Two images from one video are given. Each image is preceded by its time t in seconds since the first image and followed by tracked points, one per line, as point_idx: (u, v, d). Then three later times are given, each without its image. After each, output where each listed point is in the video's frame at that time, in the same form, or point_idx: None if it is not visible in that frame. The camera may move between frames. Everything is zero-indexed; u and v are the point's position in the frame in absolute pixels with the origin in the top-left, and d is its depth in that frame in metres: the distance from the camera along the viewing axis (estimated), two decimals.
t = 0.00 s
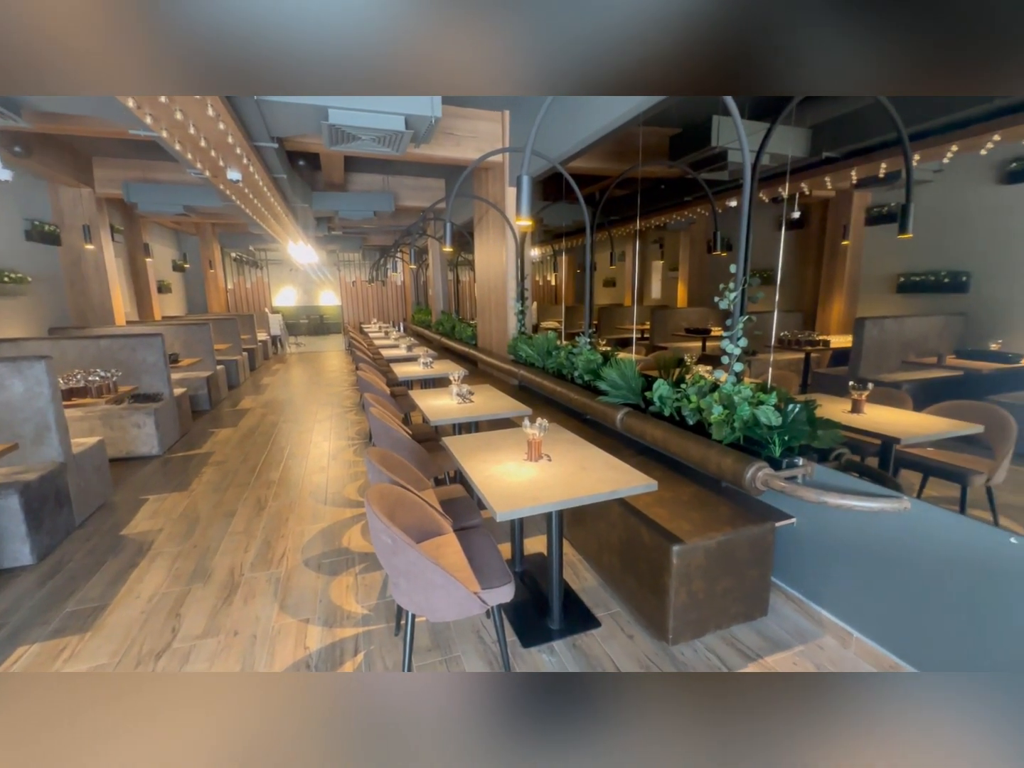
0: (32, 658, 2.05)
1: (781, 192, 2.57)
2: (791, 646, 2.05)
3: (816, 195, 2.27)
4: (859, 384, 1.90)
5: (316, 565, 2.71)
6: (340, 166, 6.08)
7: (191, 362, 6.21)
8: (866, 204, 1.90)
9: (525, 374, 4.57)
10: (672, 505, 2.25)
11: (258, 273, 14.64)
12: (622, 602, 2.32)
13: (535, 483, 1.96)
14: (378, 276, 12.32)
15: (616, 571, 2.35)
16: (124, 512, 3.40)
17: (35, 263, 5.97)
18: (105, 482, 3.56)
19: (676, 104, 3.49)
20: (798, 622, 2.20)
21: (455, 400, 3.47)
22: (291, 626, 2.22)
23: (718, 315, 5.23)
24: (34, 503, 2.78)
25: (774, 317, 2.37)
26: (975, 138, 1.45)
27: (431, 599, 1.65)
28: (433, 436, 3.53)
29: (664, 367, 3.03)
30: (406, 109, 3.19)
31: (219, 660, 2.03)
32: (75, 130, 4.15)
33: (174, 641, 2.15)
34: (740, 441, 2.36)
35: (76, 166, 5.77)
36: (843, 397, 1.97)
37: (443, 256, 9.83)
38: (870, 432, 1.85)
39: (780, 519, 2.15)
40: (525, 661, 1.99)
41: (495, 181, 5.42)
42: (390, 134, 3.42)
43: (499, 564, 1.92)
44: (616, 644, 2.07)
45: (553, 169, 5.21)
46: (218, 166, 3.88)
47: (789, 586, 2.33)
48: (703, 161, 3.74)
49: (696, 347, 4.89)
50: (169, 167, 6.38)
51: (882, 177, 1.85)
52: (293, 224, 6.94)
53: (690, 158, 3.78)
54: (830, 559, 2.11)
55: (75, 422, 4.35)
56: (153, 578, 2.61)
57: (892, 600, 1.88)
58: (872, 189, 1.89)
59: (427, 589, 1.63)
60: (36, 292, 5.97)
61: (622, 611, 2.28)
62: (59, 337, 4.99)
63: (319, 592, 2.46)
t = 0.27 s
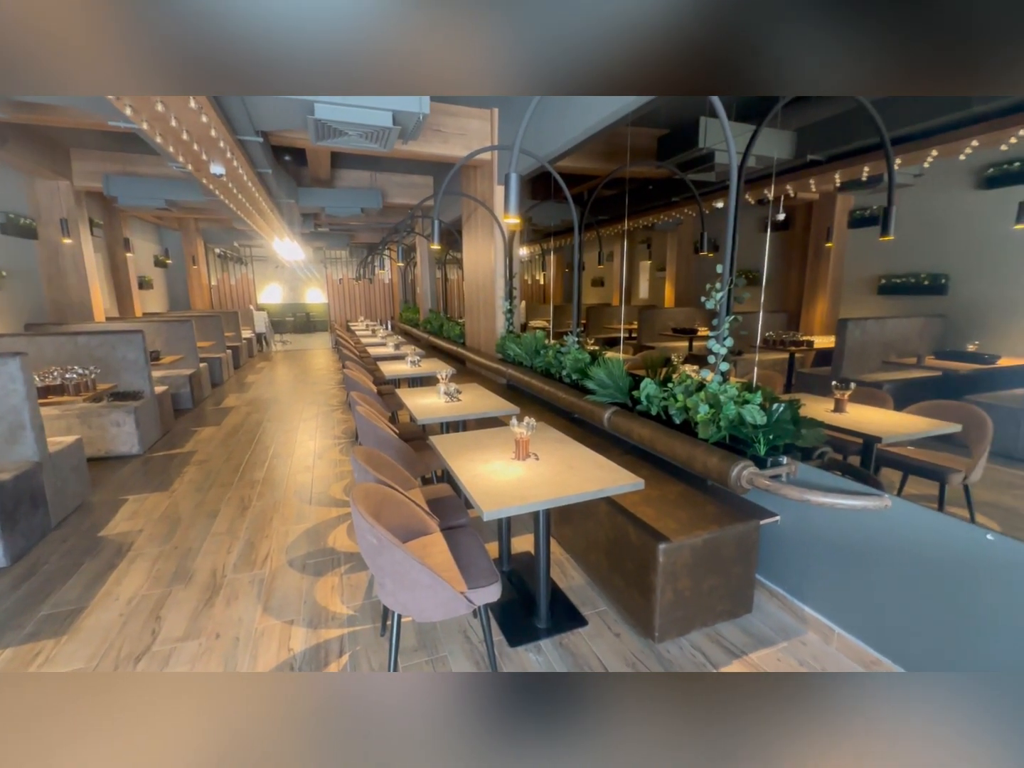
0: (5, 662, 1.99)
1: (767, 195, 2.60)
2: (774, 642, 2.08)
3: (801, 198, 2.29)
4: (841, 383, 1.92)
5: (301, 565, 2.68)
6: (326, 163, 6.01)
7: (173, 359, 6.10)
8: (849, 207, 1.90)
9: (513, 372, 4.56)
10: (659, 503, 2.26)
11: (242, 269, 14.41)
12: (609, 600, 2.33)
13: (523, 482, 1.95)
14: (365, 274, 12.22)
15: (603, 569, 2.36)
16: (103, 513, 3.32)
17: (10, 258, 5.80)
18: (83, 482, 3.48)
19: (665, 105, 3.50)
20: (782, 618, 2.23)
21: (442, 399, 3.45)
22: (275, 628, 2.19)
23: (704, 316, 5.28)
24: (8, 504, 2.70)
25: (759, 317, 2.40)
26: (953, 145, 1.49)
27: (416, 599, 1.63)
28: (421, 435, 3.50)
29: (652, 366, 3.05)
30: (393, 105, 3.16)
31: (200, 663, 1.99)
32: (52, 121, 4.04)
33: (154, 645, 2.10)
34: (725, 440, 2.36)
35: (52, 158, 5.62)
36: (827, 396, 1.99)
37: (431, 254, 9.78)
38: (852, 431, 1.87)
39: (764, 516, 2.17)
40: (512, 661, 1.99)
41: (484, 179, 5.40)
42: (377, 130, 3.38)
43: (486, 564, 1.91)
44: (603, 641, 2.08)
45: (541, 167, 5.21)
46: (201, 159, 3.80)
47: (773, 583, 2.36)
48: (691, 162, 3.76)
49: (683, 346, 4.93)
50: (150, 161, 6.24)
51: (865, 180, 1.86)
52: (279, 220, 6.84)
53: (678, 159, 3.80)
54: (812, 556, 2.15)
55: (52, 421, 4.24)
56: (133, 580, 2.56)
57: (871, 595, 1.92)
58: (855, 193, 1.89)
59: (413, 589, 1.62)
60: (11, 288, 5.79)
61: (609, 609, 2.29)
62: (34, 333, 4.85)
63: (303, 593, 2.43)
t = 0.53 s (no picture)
0: None
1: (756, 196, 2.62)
2: (762, 639, 2.10)
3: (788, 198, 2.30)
4: (828, 382, 1.93)
5: (288, 565, 2.65)
6: (315, 158, 5.94)
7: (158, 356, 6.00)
8: (836, 208, 1.90)
9: (503, 371, 4.55)
10: (648, 501, 2.27)
11: (229, 266, 14.21)
12: (598, 598, 2.34)
13: (512, 480, 1.94)
14: (354, 271, 12.12)
15: (593, 567, 2.36)
16: (84, 512, 3.26)
17: None
18: (63, 481, 3.40)
19: (657, 105, 3.51)
20: (769, 615, 2.25)
21: (432, 397, 3.43)
22: (261, 628, 2.16)
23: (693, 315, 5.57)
24: None
25: (749, 318, 2.40)
26: (942, 145, 1.51)
27: (405, 598, 1.62)
28: (410, 433, 3.48)
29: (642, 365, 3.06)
30: (384, 100, 3.13)
31: (184, 664, 1.96)
32: (33, 111, 3.94)
33: (136, 646, 2.06)
34: (714, 439, 2.37)
35: (32, 150, 5.48)
36: (815, 396, 2.00)
37: (422, 252, 9.72)
38: (838, 430, 1.88)
39: (752, 515, 2.18)
40: (501, 660, 1.98)
41: (475, 176, 5.38)
42: (367, 125, 3.35)
43: (475, 563, 1.90)
44: (592, 640, 2.08)
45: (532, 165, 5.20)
46: (186, 153, 3.73)
47: (760, 581, 2.38)
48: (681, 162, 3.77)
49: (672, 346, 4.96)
50: (134, 154, 6.12)
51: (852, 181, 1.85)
52: (267, 216, 6.75)
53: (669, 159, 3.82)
54: (798, 553, 2.17)
55: (31, 419, 4.14)
56: (115, 581, 2.51)
57: (857, 592, 1.95)
58: (842, 195, 1.88)
59: (401, 588, 1.60)
60: None
61: (598, 607, 2.29)
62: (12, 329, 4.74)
63: (290, 593, 2.40)
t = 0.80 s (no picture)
0: None
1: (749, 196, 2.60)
2: (754, 637, 2.11)
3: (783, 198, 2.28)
4: (820, 381, 1.93)
5: (279, 564, 2.62)
6: (308, 153, 5.89)
7: (147, 353, 5.92)
8: (829, 210, 1.88)
9: (497, 370, 4.54)
10: (641, 500, 2.27)
11: (221, 262, 14.09)
12: (591, 597, 2.33)
13: (504, 479, 1.93)
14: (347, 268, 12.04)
15: (586, 566, 2.36)
16: (70, 511, 3.21)
17: None
18: (49, 479, 3.35)
19: (652, 105, 3.52)
20: (760, 613, 2.26)
21: (425, 395, 3.41)
22: (250, 628, 2.14)
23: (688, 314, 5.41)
24: None
25: (741, 317, 2.38)
26: (934, 146, 1.52)
27: (396, 597, 1.61)
28: (403, 432, 3.46)
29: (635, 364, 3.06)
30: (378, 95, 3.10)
31: (172, 665, 1.93)
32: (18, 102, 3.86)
33: (123, 647, 2.03)
34: (707, 438, 2.38)
35: (18, 142, 5.39)
36: (806, 395, 2.00)
37: (416, 249, 9.67)
38: (831, 429, 1.88)
39: (744, 514, 2.19)
40: (493, 659, 1.97)
41: (469, 174, 5.36)
42: (361, 120, 3.31)
43: (468, 561, 1.89)
44: (585, 638, 2.08)
45: (527, 163, 5.18)
46: (176, 146, 3.68)
47: (752, 579, 2.39)
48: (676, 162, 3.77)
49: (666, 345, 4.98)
50: (123, 147, 6.03)
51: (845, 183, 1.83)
52: (259, 212, 6.68)
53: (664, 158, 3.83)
54: (789, 552, 2.18)
55: (17, 416, 4.07)
56: (102, 580, 2.48)
57: (846, 590, 1.96)
58: (835, 195, 1.87)
59: (393, 587, 1.59)
60: None
61: (591, 606, 2.29)
62: None
63: (280, 593, 2.37)
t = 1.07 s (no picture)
0: None
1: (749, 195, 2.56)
2: (750, 636, 2.11)
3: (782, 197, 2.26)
4: (818, 381, 1.91)
5: (275, 562, 2.61)
6: (306, 150, 5.86)
7: (144, 349, 5.90)
8: (827, 209, 1.88)
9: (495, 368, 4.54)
10: (639, 499, 2.27)
11: (219, 258, 14.03)
12: (588, 596, 2.33)
13: (501, 478, 1.92)
14: (346, 266, 12.01)
15: (583, 565, 2.36)
16: (66, 507, 3.19)
17: None
18: (45, 476, 3.33)
19: (652, 104, 3.51)
20: (757, 612, 2.27)
21: (423, 393, 3.41)
22: (246, 626, 2.13)
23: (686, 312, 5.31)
24: None
25: (740, 316, 2.35)
26: (934, 147, 1.51)
27: (393, 596, 1.60)
28: (401, 430, 3.45)
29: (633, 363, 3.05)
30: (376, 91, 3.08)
31: (167, 662, 1.92)
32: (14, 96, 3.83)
33: (118, 644, 2.02)
34: (705, 437, 2.38)
35: (14, 136, 5.34)
36: (804, 395, 1.98)
37: (414, 247, 9.65)
38: (828, 429, 1.89)
39: (742, 513, 2.19)
40: (490, 658, 1.97)
41: (468, 171, 5.34)
42: (359, 116, 3.30)
43: (465, 560, 1.89)
44: (581, 637, 2.08)
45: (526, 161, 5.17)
46: (174, 141, 3.65)
47: (749, 578, 2.40)
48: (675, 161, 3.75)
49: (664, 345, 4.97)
50: (120, 142, 6.00)
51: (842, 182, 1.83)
52: (257, 208, 6.65)
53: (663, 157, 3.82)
54: (787, 551, 2.19)
55: (12, 412, 4.05)
56: (97, 577, 2.47)
57: (843, 589, 1.97)
58: (834, 195, 1.86)
59: (390, 586, 1.58)
60: None
61: (588, 605, 2.29)
62: None
63: (277, 591, 2.36)
